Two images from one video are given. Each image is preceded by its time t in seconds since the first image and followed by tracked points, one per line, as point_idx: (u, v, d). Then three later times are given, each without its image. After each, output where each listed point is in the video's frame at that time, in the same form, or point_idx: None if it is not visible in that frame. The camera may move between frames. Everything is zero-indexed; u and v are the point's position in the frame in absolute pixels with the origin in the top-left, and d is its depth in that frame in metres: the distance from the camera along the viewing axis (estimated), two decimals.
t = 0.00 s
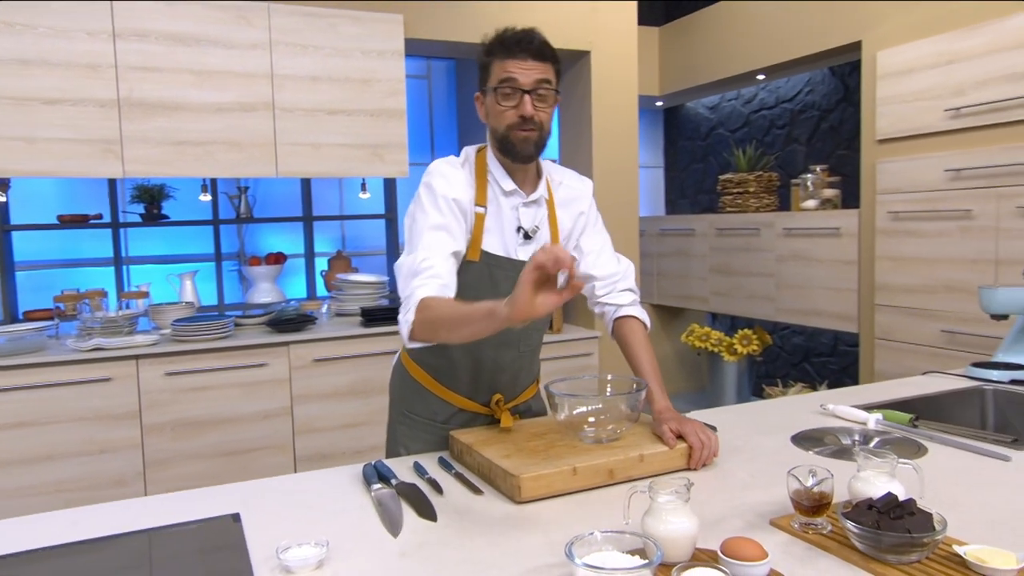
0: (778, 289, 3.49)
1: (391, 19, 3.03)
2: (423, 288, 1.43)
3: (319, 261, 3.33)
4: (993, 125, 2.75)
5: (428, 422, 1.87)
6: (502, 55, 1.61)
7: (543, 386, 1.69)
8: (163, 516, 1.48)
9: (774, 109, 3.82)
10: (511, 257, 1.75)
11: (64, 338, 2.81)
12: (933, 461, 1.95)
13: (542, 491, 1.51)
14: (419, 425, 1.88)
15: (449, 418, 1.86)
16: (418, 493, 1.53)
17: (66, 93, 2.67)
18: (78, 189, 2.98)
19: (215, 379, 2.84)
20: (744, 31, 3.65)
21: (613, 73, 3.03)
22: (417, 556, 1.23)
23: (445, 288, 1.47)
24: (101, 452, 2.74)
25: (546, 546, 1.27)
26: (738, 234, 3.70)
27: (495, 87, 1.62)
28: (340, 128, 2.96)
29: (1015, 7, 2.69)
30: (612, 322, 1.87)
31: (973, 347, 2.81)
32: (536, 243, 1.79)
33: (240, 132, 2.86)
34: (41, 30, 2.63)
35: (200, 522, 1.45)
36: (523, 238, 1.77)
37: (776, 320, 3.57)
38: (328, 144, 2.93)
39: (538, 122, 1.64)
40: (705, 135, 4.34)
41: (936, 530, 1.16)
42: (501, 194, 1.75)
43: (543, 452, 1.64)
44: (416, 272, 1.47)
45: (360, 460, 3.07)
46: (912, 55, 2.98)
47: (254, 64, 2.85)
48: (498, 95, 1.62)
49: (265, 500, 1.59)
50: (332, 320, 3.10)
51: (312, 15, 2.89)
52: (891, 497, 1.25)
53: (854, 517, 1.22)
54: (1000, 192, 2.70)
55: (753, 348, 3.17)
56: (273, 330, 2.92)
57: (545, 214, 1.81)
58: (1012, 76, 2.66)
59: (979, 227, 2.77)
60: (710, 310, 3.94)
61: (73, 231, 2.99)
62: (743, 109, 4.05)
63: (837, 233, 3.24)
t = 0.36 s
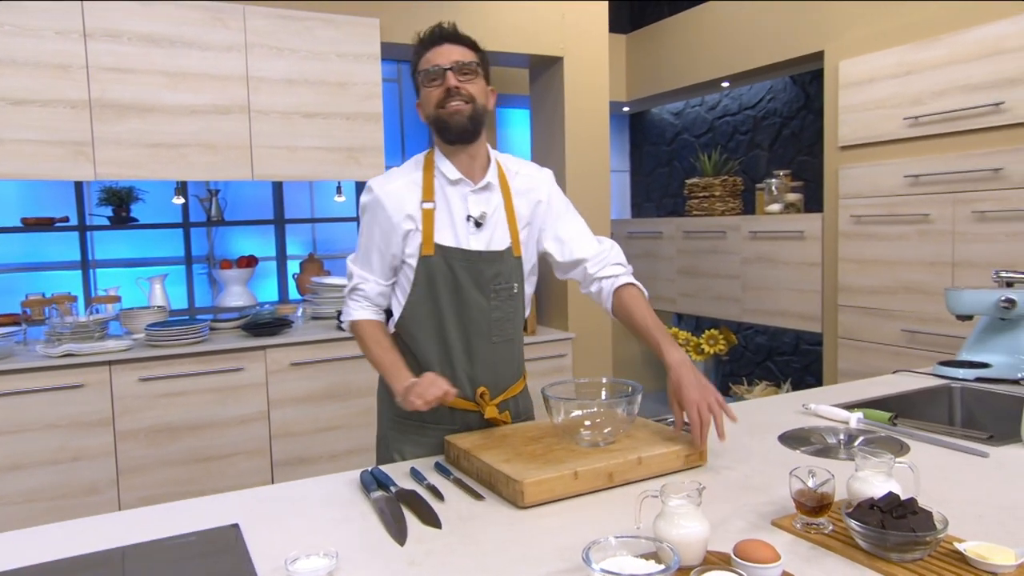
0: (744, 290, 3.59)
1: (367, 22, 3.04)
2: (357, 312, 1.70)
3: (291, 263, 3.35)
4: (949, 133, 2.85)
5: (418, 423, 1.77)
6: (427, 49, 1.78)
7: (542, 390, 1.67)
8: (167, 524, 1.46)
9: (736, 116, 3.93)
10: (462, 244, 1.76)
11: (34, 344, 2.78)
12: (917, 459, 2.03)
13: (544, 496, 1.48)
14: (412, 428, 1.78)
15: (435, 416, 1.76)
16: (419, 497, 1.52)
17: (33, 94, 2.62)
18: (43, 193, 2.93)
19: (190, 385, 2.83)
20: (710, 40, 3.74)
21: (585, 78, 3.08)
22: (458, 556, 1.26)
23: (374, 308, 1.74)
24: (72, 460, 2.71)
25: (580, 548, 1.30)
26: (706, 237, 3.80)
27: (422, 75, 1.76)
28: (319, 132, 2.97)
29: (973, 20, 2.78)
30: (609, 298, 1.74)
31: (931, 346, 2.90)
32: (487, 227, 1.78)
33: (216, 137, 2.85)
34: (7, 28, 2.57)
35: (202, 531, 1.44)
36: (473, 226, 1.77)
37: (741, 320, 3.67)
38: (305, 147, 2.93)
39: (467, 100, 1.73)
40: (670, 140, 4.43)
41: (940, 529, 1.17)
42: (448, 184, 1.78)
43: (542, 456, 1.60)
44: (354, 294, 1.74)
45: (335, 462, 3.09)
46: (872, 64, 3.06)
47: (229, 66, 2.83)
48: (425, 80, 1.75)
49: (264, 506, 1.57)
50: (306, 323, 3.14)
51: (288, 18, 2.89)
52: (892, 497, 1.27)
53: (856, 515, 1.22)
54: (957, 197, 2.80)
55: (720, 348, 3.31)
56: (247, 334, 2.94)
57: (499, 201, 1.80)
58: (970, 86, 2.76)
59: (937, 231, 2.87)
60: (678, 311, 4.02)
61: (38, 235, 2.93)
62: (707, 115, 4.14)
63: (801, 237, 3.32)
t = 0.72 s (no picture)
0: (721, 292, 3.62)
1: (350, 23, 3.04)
2: (341, 317, 1.61)
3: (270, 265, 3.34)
4: (924, 137, 2.89)
5: (407, 424, 1.70)
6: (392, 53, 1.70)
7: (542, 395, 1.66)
8: (165, 535, 1.41)
9: (713, 120, 3.98)
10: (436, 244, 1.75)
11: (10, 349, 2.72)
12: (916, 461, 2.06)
13: (551, 501, 1.46)
14: (399, 429, 1.71)
15: (420, 414, 1.69)
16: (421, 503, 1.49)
17: (10, 92, 2.55)
18: (17, 193, 2.86)
19: (171, 390, 2.80)
20: (686, 45, 3.78)
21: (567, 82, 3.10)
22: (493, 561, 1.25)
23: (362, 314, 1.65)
24: (50, 467, 2.65)
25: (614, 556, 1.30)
26: (685, 239, 3.82)
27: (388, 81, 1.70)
28: (303, 134, 2.97)
29: (946, 27, 2.82)
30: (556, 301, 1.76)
31: (906, 346, 2.94)
32: (460, 227, 1.78)
33: (197, 138, 2.81)
34: None
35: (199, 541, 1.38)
36: (448, 227, 1.76)
37: (719, 321, 3.70)
38: (289, 148, 2.94)
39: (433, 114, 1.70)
40: (647, 142, 4.47)
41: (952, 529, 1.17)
42: (418, 186, 1.77)
43: (545, 460, 1.58)
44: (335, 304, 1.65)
45: (317, 466, 3.07)
46: (849, 70, 3.10)
47: (211, 66, 2.81)
48: (393, 90, 1.69)
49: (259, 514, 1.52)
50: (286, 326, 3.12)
51: (271, 18, 2.88)
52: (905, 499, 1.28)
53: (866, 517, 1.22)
54: (931, 200, 2.85)
55: (698, 347, 3.42)
56: (230, 338, 2.94)
57: (471, 200, 1.79)
58: (944, 92, 2.80)
59: (911, 233, 2.92)
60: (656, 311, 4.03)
61: (12, 236, 2.86)
62: (683, 118, 4.18)
63: (779, 238, 3.37)
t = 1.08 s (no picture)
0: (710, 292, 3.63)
1: (341, 23, 3.06)
2: (347, 316, 1.58)
3: (258, 266, 3.38)
4: (912, 141, 2.91)
5: (391, 430, 1.66)
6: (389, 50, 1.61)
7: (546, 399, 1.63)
8: (170, 542, 1.36)
9: (701, 121, 3.99)
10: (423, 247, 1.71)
11: None
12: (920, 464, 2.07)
13: (559, 506, 1.42)
14: (384, 436, 1.67)
15: (406, 420, 1.66)
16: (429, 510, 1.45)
17: None
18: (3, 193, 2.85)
19: (162, 392, 2.77)
20: (673, 48, 3.79)
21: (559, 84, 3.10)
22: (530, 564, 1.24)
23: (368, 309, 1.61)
24: (36, 472, 2.61)
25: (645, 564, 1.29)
26: (674, 239, 3.83)
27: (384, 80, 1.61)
28: (294, 133, 2.99)
29: (933, 31, 2.84)
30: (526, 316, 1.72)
31: (894, 346, 2.96)
32: (449, 233, 1.73)
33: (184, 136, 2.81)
34: None
35: (207, 549, 1.34)
36: (437, 230, 1.71)
37: (708, 321, 3.72)
38: (280, 149, 2.96)
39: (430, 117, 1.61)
40: (635, 144, 4.47)
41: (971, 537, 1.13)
42: (409, 188, 1.71)
43: (552, 464, 1.55)
44: (340, 304, 1.61)
45: (308, 468, 3.04)
46: (838, 73, 3.11)
47: (202, 65, 2.81)
48: (389, 90, 1.60)
49: (262, 521, 1.47)
50: (278, 327, 3.11)
51: (263, 16, 2.89)
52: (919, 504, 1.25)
53: (881, 522, 1.19)
54: (919, 203, 2.87)
55: (686, 348, 3.43)
56: (221, 338, 2.92)
57: (463, 203, 1.74)
58: (931, 96, 2.82)
59: (900, 235, 2.93)
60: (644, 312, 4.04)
61: None
62: (671, 121, 4.19)
63: (768, 239, 3.39)
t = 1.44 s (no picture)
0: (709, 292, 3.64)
1: (341, 21, 3.06)
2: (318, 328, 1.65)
3: (257, 265, 3.38)
4: (911, 142, 2.92)
5: (391, 440, 1.62)
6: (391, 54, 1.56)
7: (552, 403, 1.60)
8: (170, 549, 1.31)
9: (698, 121, 4.00)
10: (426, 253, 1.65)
11: None
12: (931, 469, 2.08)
13: (569, 511, 1.39)
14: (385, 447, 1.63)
15: (408, 431, 1.62)
16: (437, 514, 1.41)
17: None
18: None
19: (160, 392, 2.76)
20: (672, 47, 3.79)
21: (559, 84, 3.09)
22: (557, 562, 1.23)
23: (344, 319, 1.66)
24: (34, 472, 2.59)
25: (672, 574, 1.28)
26: (672, 239, 3.84)
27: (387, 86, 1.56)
28: (293, 132, 2.99)
29: (933, 32, 2.84)
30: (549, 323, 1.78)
31: (891, 347, 2.97)
32: (453, 239, 1.67)
33: (182, 135, 2.81)
34: None
35: (210, 556, 1.29)
36: (441, 236, 1.66)
37: (705, 322, 3.73)
38: (280, 148, 2.96)
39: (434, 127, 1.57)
40: (632, 144, 4.47)
41: (988, 543, 1.11)
42: (410, 196, 1.68)
43: (561, 468, 1.52)
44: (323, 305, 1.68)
45: (307, 469, 3.03)
46: (836, 74, 3.12)
47: (201, 63, 2.82)
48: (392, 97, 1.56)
49: (266, 527, 1.42)
50: (276, 327, 3.09)
51: (263, 15, 2.89)
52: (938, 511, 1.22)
53: (897, 530, 1.16)
54: (918, 204, 2.87)
55: (683, 348, 3.44)
56: (220, 338, 2.90)
57: (467, 209, 1.70)
58: (930, 98, 2.83)
59: (898, 236, 2.94)
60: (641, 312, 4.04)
61: None
62: (669, 121, 4.19)
63: (766, 240, 3.40)
